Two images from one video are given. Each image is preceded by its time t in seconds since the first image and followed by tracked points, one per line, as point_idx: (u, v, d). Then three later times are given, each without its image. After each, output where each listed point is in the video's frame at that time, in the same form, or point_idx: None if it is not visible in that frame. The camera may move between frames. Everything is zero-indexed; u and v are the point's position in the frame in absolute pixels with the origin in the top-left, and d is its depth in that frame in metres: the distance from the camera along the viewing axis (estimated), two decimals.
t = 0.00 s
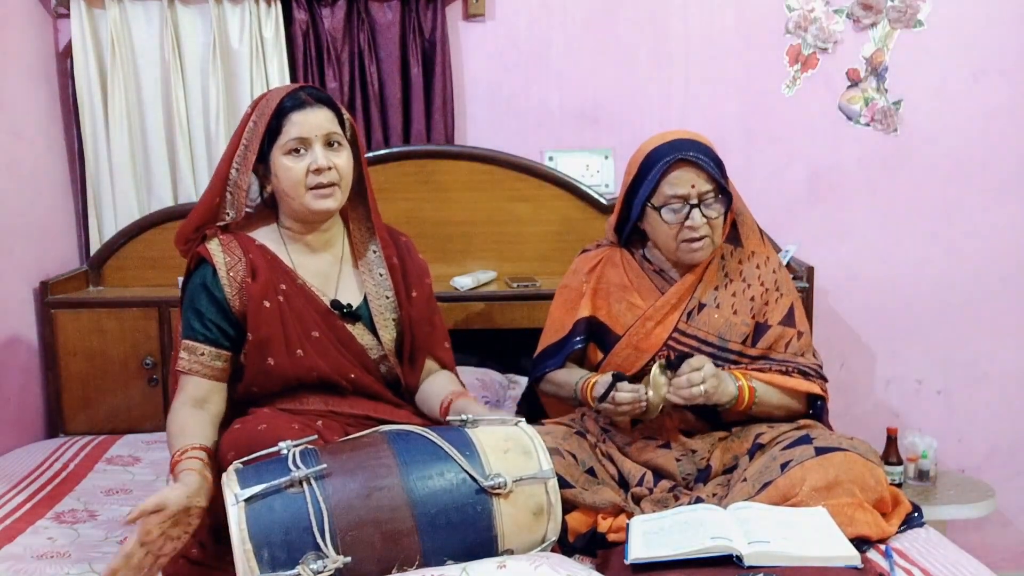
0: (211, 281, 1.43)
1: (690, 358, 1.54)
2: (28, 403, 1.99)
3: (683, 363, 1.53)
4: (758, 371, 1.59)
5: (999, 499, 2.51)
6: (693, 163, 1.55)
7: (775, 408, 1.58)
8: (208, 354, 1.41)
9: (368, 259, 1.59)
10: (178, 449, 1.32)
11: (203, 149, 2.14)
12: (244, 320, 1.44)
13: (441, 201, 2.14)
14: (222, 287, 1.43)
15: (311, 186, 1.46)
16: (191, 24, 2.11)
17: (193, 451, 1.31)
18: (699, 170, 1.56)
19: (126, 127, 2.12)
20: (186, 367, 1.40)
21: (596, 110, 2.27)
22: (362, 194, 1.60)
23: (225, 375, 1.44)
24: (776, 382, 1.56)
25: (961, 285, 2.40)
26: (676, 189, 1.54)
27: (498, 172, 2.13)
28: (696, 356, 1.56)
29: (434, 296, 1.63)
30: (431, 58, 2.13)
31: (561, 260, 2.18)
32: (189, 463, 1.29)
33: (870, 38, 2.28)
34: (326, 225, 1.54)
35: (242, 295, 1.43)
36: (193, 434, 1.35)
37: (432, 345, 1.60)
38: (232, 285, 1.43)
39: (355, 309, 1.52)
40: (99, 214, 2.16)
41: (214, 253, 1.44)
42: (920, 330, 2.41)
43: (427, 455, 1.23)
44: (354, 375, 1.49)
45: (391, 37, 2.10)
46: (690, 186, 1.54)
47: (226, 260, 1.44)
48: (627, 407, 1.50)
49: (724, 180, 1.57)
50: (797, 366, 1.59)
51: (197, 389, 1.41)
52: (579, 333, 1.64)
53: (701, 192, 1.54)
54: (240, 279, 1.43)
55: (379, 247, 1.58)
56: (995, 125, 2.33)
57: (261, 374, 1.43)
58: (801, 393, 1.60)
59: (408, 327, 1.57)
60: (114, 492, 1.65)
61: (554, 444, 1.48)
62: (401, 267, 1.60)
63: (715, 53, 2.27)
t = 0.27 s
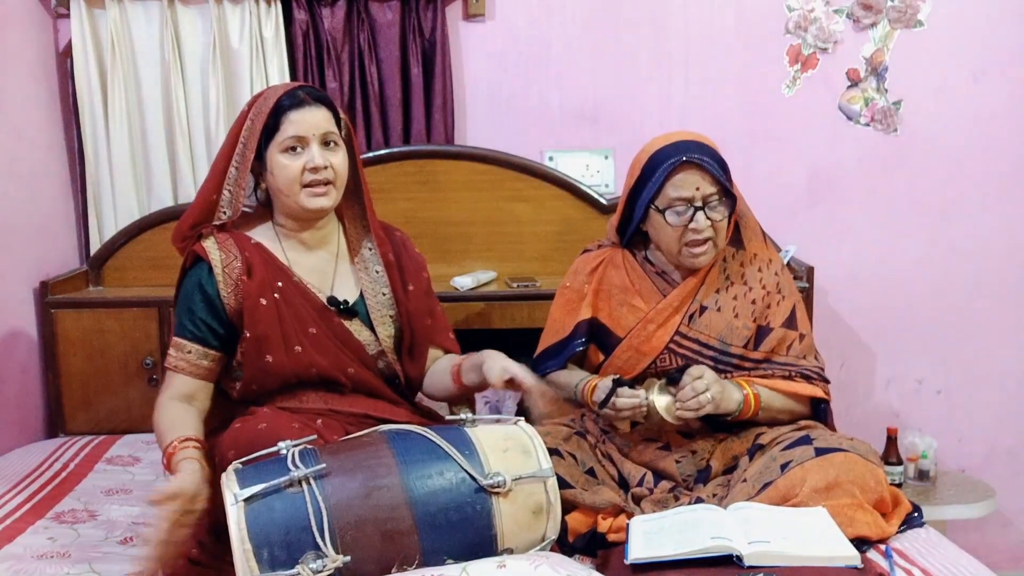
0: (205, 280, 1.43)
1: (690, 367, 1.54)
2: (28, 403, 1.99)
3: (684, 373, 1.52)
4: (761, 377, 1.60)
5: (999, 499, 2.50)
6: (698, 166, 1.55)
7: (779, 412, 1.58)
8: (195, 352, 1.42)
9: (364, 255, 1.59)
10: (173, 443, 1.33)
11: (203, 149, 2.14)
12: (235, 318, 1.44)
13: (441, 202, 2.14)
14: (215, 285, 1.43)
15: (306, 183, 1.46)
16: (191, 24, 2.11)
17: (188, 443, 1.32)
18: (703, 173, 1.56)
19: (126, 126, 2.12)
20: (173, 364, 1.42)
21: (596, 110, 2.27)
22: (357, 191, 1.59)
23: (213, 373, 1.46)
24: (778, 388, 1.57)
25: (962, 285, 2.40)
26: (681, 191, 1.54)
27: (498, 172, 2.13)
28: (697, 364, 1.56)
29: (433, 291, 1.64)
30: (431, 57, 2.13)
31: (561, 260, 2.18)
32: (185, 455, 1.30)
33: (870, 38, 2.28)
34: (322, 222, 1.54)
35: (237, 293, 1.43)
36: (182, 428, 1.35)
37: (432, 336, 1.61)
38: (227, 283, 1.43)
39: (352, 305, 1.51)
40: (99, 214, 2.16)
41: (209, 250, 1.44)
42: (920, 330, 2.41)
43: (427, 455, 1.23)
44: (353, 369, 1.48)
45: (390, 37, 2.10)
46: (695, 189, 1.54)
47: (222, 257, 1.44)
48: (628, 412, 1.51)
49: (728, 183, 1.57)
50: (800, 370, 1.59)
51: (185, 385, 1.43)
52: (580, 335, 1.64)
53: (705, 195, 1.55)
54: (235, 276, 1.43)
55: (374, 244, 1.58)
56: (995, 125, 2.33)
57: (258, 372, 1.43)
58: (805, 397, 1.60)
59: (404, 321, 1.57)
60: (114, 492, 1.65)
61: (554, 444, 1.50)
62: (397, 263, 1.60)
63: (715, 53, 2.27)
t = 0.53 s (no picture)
0: (205, 281, 1.43)
1: (694, 370, 1.57)
2: (28, 402, 1.99)
3: (690, 376, 1.54)
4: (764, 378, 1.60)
5: (999, 499, 2.50)
6: (702, 166, 1.55)
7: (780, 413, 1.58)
8: (198, 354, 1.42)
9: (362, 255, 1.58)
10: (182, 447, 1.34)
11: (203, 149, 2.14)
12: (236, 319, 1.44)
13: (441, 202, 2.14)
14: (216, 287, 1.43)
15: (310, 185, 1.46)
16: (191, 24, 2.11)
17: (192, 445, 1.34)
18: (707, 174, 1.56)
19: (126, 126, 2.12)
20: (177, 368, 1.42)
21: (596, 110, 2.27)
22: (356, 191, 1.59)
23: (217, 375, 1.45)
24: (780, 390, 1.57)
25: (962, 285, 2.40)
26: (684, 192, 1.54)
27: (498, 172, 2.13)
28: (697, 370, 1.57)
29: (429, 296, 1.63)
30: (431, 57, 2.13)
31: (561, 260, 2.18)
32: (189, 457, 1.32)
33: (870, 38, 2.28)
34: (323, 223, 1.55)
35: (237, 295, 1.43)
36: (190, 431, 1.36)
37: (428, 343, 1.61)
38: (227, 284, 1.43)
39: (352, 306, 1.51)
40: (99, 214, 2.16)
41: (209, 252, 1.44)
42: (921, 330, 2.41)
43: (426, 455, 1.23)
44: (353, 371, 1.49)
45: (390, 37, 2.10)
46: (699, 189, 1.54)
47: (222, 259, 1.44)
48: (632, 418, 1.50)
49: (732, 184, 1.57)
50: (801, 372, 1.59)
51: (189, 388, 1.42)
52: (581, 337, 1.64)
53: (709, 196, 1.54)
54: (235, 278, 1.43)
55: (373, 245, 1.58)
56: (995, 125, 2.33)
57: (258, 373, 1.43)
58: (806, 399, 1.60)
59: (403, 325, 1.57)
60: (114, 492, 1.65)
61: (554, 445, 1.50)
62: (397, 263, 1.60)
63: (715, 53, 2.27)
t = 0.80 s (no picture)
0: (213, 281, 1.43)
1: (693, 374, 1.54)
2: (28, 402, 1.99)
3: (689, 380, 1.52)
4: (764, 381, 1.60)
5: (999, 499, 2.51)
6: (703, 169, 1.54)
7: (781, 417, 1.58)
8: (207, 355, 1.42)
9: (368, 257, 1.58)
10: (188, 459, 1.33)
11: (203, 149, 2.14)
12: (246, 320, 1.45)
13: (441, 202, 2.14)
14: (224, 287, 1.43)
15: (333, 188, 1.46)
16: (191, 24, 2.11)
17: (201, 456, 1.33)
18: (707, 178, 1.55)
19: (126, 126, 2.12)
20: (185, 367, 1.41)
21: (596, 110, 2.27)
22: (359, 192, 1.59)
23: (224, 376, 1.45)
24: (781, 393, 1.57)
25: (962, 285, 2.40)
26: (684, 196, 1.54)
27: (498, 171, 2.13)
28: (698, 373, 1.56)
29: (437, 293, 1.64)
30: (431, 57, 2.13)
31: (561, 260, 2.18)
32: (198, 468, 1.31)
33: (870, 38, 2.28)
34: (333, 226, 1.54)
35: (246, 296, 1.44)
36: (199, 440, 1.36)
37: (438, 338, 1.62)
38: (235, 285, 1.44)
39: (358, 309, 1.51)
40: (99, 214, 2.16)
41: (218, 253, 1.44)
42: (920, 330, 2.42)
43: (429, 455, 1.23)
44: (358, 377, 1.48)
45: (391, 37, 2.10)
46: (699, 192, 1.54)
47: (230, 260, 1.44)
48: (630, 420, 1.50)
49: (732, 188, 1.57)
50: (801, 374, 1.59)
51: (196, 389, 1.42)
52: (581, 338, 1.64)
53: (709, 200, 1.54)
54: (244, 279, 1.44)
55: (380, 246, 1.58)
56: (995, 125, 2.33)
57: (262, 375, 1.44)
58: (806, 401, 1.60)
59: (408, 321, 1.57)
60: (114, 492, 1.65)
61: (554, 445, 1.51)
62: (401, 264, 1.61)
63: (715, 53, 2.27)
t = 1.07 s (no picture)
0: (213, 282, 1.43)
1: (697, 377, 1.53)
2: (28, 402, 1.99)
3: (693, 382, 1.52)
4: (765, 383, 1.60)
5: (999, 499, 2.50)
6: (702, 168, 1.55)
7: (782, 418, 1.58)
8: (203, 355, 1.42)
9: (368, 256, 1.58)
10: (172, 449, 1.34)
11: (203, 149, 2.14)
12: (245, 322, 1.45)
13: (441, 202, 2.14)
14: (224, 288, 1.43)
15: (338, 187, 1.46)
16: (191, 24, 2.11)
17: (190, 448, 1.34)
18: (707, 176, 1.55)
19: (126, 126, 2.12)
20: (180, 367, 1.41)
21: (596, 110, 2.28)
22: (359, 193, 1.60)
23: (220, 376, 1.45)
24: (782, 395, 1.57)
25: (962, 285, 2.40)
26: (684, 195, 1.54)
27: (498, 172, 2.13)
28: (701, 376, 1.55)
29: (437, 297, 1.64)
30: (431, 57, 2.13)
31: (561, 260, 2.18)
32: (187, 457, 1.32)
33: (870, 38, 2.28)
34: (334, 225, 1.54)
35: (245, 297, 1.44)
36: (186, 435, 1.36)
37: (434, 342, 1.60)
38: (236, 285, 1.44)
39: (359, 309, 1.51)
40: (99, 214, 2.16)
41: (218, 253, 1.44)
42: (920, 330, 2.41)
43: (428, 456, 1.23)
44: (359, 377, 1.48)
45: (390, 37, 2.10)
46: (699, 191, 1.54)
47: (230, 261, 1.44)
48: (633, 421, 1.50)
49: (731, 187, 1.57)
50: (801, 374, 1.59)
51: (192, 388, 1.42)
52: (581, 339, 1.65)
53: (709, 198, 1.55)
54: (244, 280, 1.44)
55: (379, 245, 1.58)
56: (995, 125, 2.33)
57: (264, 375, 1.44)
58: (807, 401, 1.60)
59: (408, 320, 1.56)
60: (114, 492, 1.65)
61: (554, 444, 1.50)
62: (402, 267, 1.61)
63: (715, 53, 2.27)
